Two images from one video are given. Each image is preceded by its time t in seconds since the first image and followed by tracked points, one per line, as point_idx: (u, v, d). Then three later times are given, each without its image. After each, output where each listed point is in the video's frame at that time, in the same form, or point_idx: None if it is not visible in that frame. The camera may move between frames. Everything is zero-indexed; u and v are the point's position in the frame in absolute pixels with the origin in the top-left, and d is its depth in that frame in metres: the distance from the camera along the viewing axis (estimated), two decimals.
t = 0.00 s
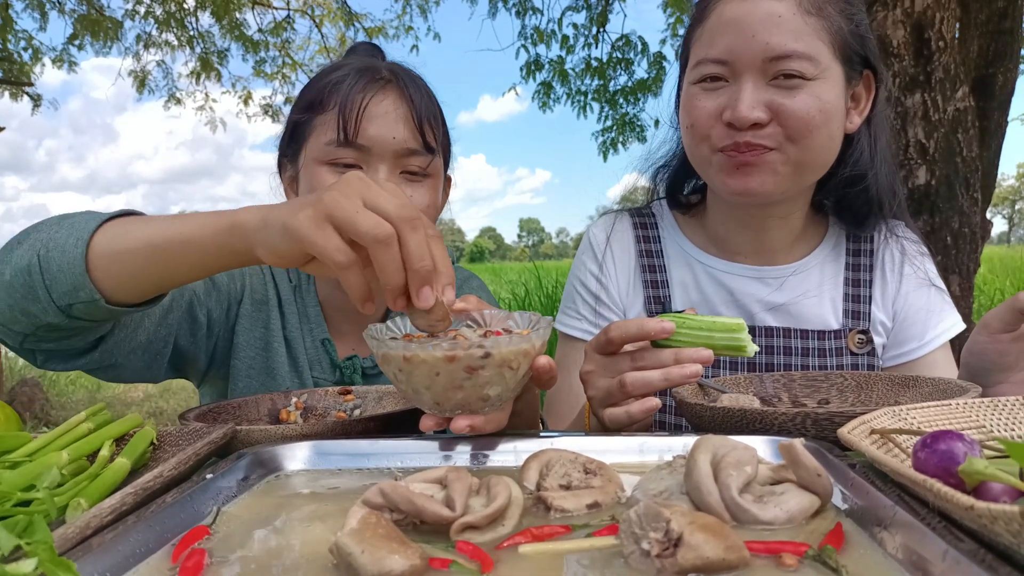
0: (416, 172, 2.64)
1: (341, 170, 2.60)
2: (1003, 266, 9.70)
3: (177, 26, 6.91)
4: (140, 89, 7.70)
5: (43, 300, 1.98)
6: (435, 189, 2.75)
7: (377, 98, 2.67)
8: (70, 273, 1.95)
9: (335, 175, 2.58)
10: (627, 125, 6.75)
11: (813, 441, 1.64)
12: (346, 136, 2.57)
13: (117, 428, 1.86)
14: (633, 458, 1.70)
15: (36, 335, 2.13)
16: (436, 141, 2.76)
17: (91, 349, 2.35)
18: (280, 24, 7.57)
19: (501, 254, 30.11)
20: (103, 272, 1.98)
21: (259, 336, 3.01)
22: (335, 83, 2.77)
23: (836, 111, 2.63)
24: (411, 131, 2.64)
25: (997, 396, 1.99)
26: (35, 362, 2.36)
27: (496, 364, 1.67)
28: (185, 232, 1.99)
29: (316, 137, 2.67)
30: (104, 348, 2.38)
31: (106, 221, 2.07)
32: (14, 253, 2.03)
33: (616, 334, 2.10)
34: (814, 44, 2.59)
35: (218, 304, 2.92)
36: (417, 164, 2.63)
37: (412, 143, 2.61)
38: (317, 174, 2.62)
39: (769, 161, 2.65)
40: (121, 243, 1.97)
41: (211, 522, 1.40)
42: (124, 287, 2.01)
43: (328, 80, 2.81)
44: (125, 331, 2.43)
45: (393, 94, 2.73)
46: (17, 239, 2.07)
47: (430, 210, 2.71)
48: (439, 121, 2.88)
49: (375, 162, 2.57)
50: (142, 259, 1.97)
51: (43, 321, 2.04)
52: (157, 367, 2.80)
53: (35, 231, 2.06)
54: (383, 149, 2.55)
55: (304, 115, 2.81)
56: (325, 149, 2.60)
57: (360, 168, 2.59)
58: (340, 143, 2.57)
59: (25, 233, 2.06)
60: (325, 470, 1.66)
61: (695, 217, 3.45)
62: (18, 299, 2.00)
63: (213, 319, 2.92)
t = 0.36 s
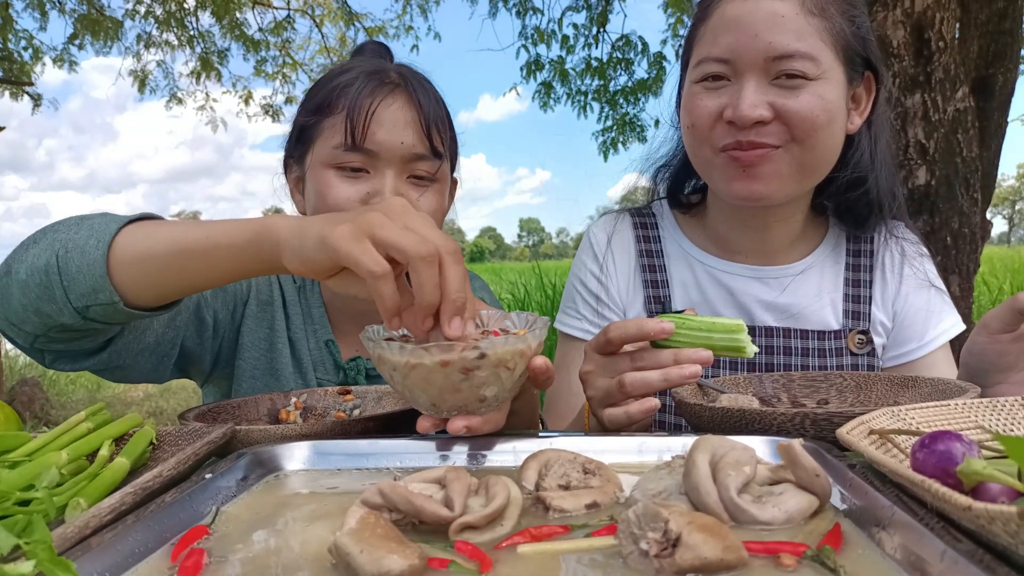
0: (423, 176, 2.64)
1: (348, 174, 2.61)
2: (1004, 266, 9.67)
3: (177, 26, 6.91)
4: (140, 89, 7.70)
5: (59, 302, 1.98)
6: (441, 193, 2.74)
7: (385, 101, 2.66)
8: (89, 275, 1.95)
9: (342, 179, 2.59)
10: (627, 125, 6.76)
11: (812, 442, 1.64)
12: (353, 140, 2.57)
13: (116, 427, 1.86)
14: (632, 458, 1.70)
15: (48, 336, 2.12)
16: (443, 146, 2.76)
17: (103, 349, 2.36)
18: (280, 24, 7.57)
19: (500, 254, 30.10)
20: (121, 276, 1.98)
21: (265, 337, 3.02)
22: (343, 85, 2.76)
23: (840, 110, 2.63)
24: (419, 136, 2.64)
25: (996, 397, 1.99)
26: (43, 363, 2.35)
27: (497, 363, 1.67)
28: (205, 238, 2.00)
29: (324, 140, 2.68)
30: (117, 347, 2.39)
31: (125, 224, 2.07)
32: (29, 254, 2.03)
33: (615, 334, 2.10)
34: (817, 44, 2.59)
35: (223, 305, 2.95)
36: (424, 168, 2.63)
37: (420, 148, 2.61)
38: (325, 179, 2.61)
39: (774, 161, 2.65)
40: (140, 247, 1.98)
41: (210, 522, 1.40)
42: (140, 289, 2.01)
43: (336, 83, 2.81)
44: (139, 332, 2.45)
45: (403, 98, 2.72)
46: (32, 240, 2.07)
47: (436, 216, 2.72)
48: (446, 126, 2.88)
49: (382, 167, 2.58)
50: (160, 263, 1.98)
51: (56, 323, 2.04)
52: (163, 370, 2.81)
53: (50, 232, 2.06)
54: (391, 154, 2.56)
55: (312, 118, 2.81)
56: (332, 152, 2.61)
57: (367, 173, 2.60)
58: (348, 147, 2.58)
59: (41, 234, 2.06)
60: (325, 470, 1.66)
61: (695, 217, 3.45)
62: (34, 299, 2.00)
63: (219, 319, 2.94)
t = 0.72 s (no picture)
0: (423, 177, 2.65)
1: (349, 175, 2.61)
2: (1003, 266, 9.66)
3: (177, 25, 6.91)
4: (140, 88, 7.69)
5: (42, 316, 1.97)
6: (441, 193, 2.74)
7: (386, 103, 2.67)
8: (71, 289, 1.94)
9: (343, 179, 2.60)
10: (627, 125, 6.76)
11: (810, 442, 1.64)
12: (355, 141, 2.57)
13: (114, 426, 1.86)
14: (630, 458, 1.70)
15: (33, 349, 2.11)
16: (444, 147, 2.77)
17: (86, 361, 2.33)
18: (280, 23, 7.57)
19: (500, 253, 30.10)
20: (103, 289, 1.98)
21: (261, 338, 3.02)
22: (344, 86, 2.76)
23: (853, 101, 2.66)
24: (419, 137, 2.64)
25: (995, 397, 1.99)
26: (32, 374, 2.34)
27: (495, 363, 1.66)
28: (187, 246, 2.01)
29: (324, 140, 2.67)
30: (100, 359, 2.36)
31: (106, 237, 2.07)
32: (10, 269, 2.02)
33: (614, 334, 2.10)
34: (830, 36, 2.61)
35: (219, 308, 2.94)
36: (424, 169, 2.64)
37: (420, 149, 2.61)
38: (325, 180, 2.61)
39: (802, 153, 2.69)
40: (120, 259, 1.98)
41: (209, 521, 1.40)
42: (123, 302, 2.02)
43: (336, 83, 2.80)
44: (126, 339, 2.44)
45: (403, 98, 2.72)
46: (12, 255, 2.05)
47: (436, 217, 2.71)
48: (447, 126, 2.88)
49: (383, 167, 2.58)
50: (142, 276, 1.98)
51: (39, 338, 2.03)
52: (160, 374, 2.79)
53: (31, 247, 2.05)
54: (391, 154, 2.56)
55: (312, 117, 2.81)
56: (333, 153, 2.60)
57: (368, 174, 2.59)
58: (349, 148, 2.57)
59: (21, 249, 2.05)
60: (323, 470, 1.66)
61: (695, 220, 3.46)
62: (16, 313, 1.98)
63: (217, 321, 2.94)
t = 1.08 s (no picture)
0: (419, 170, 2.62)
1: (346, 167, 2.60)
2: (1005, 266, 9.65)
3: (177, 24, 6.91)
4: (140, 87, 7.69)
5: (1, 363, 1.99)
6: (439, 189, 2.72)
7: (384, 97, 2.67)
8: (20, 340, 1.95)
9: (340, 172, 2.58)
10: (627, 125, 6.76)
11: (809, 441, 1.64)
12: (351, 132, 2.57)
13: (113, 426, 1.85)
14: (629, 458, 1.70)
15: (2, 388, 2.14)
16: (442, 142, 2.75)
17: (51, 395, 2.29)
18: (280, 22, 7.57)
19: (500, 253, 30.08)
20: (55, 333, 1.99)
21: (251, 345, 3.03)
22: (342, 81, 2.78)
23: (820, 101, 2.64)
24: (417, 131, 2.63)
25: (992, 398, 2.00)
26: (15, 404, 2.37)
27: (493, 362, 1.66)
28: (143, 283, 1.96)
29: (323, 134, 2.68)
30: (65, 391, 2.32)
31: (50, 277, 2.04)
32: None
33: (612, 334, 2.10)
34: (792, 41, 2.60)
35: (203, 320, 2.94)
36: (420, 162, 2.61)
37: (418, 142, 2.60)
38: (322, 172, 2.61)
39: (759, 157, 2.69)
40: (74, 303, 1.97)
41: (207, 520, 1.40)
42: (75, 340, 2.02)
43: (337, 79, 2.83)
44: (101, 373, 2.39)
45: (401, 94, 2.72)
46: None
47: (433, 211, 2.69)
48: (445, 123, 2.87)
49: (380, 160, 2.56)
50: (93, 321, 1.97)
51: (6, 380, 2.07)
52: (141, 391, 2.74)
53: None
54: (388, 147, 2.54)
55: (312, 112, 2.82)
56: (331, 145, 2.61)
57: (365, 166, 2.58)
58: (346, 139, 2.58)
59: None
60: (321, 469, 1.66)
61: (690, 215, 3.47)
62: None
63: (202, 333, 2.94)
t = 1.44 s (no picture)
0: (390, 169, 2.60)
1: (315, 168, 2.62)
2: (1007, 266, 9.63)
3: (177, 25, 6.91)
4: (140, 88, 7.69)
5: None
6: (414, 186, 2.68)
7: (350, 94, 2.67)
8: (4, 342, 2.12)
9: (310, 173, 2.61)
10: (626, 125, 6.76)
11: (806, 443, 1.64)
12: (316, 133, 2.59)
13: (112, 427, 1.86)
14: (627, 459, 1.70)
15: None
16: (413, 137, 2.73)
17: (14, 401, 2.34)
18: (280, 22, 7.57)
19: (501, 253, 30.08)
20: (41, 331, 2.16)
21: (226, 353, 3.01)
22: (311, 85, 2.82)
23: (808, 96, 2.65)
24: (385, 128, 2.61)
25: (990, 399, 2.00)
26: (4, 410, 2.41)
27: (491, 362, 1.67)
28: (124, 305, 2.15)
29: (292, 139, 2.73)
30: (22, 397, 2.34)
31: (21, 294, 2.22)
32: None
33: (610, 335, 2.11)
34: (775, 35, 2.61)
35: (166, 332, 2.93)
36: (391, 161, 2.59)
37: (385, 139, 2.58)
38: (294, 175, 2.64)
39: (750, 153, 2.69)
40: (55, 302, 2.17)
41: (205, 522, 1.40)
42: (58, 339, 2.17)
43: (311, 83, 2.87)
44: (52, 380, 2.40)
45: (369, 90, 2.72)
46: None
47: (407, 210, 2.65)
48: (420, 118, 2.87)
49: (347, 159, 2.57)
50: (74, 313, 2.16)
51: None
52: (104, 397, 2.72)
53: None
54: (354, 145, 2.55)
55: (288, 118, 2.88)
56: (300, 148, 2.63)
57: (334, 167, 2.59)
58: (313, 140, 2.59)
59: None
60: (319, 471, 1.67)
61: (687, 215, 3.48)
62: None
63: (168, 343, 2.93)
